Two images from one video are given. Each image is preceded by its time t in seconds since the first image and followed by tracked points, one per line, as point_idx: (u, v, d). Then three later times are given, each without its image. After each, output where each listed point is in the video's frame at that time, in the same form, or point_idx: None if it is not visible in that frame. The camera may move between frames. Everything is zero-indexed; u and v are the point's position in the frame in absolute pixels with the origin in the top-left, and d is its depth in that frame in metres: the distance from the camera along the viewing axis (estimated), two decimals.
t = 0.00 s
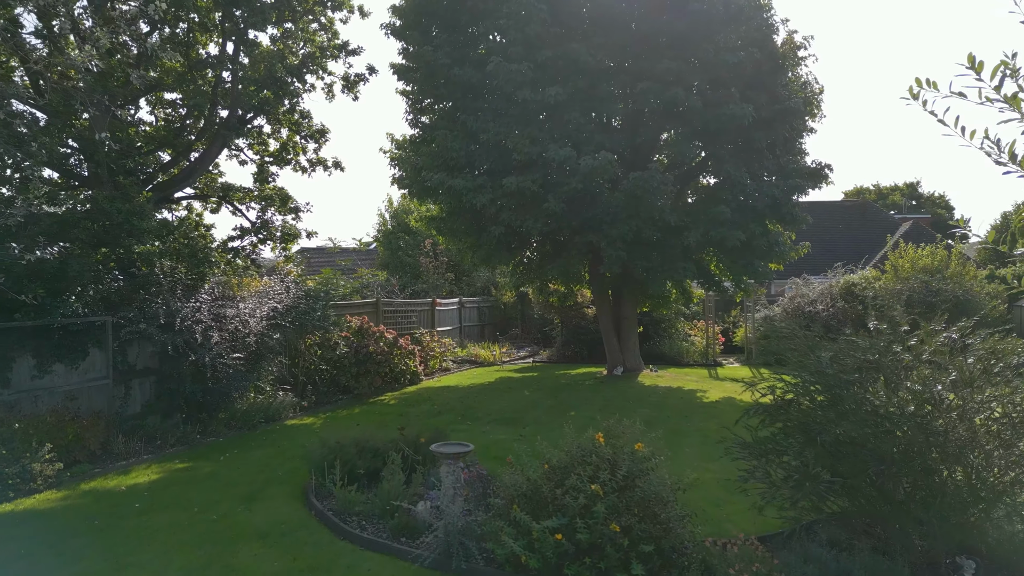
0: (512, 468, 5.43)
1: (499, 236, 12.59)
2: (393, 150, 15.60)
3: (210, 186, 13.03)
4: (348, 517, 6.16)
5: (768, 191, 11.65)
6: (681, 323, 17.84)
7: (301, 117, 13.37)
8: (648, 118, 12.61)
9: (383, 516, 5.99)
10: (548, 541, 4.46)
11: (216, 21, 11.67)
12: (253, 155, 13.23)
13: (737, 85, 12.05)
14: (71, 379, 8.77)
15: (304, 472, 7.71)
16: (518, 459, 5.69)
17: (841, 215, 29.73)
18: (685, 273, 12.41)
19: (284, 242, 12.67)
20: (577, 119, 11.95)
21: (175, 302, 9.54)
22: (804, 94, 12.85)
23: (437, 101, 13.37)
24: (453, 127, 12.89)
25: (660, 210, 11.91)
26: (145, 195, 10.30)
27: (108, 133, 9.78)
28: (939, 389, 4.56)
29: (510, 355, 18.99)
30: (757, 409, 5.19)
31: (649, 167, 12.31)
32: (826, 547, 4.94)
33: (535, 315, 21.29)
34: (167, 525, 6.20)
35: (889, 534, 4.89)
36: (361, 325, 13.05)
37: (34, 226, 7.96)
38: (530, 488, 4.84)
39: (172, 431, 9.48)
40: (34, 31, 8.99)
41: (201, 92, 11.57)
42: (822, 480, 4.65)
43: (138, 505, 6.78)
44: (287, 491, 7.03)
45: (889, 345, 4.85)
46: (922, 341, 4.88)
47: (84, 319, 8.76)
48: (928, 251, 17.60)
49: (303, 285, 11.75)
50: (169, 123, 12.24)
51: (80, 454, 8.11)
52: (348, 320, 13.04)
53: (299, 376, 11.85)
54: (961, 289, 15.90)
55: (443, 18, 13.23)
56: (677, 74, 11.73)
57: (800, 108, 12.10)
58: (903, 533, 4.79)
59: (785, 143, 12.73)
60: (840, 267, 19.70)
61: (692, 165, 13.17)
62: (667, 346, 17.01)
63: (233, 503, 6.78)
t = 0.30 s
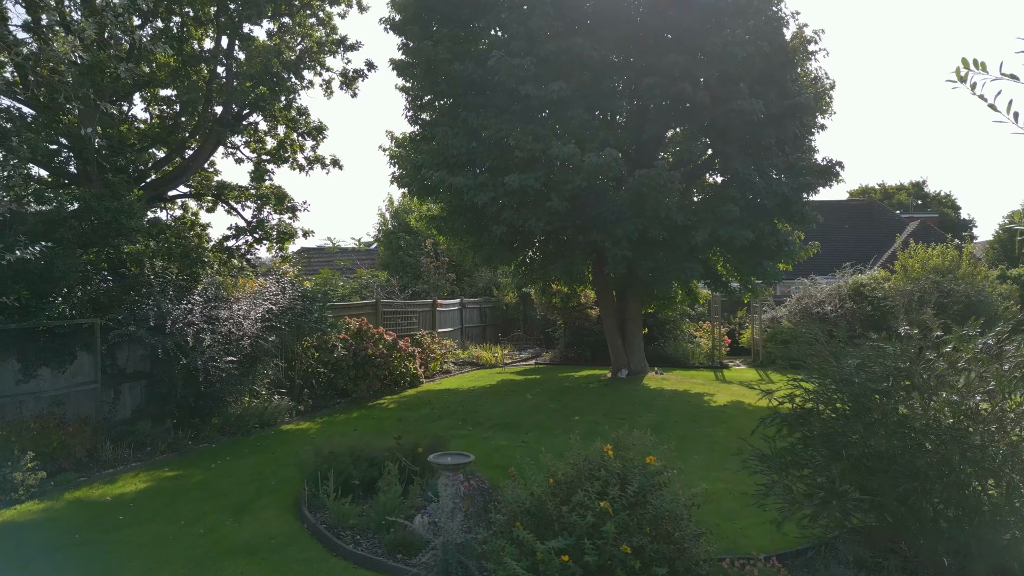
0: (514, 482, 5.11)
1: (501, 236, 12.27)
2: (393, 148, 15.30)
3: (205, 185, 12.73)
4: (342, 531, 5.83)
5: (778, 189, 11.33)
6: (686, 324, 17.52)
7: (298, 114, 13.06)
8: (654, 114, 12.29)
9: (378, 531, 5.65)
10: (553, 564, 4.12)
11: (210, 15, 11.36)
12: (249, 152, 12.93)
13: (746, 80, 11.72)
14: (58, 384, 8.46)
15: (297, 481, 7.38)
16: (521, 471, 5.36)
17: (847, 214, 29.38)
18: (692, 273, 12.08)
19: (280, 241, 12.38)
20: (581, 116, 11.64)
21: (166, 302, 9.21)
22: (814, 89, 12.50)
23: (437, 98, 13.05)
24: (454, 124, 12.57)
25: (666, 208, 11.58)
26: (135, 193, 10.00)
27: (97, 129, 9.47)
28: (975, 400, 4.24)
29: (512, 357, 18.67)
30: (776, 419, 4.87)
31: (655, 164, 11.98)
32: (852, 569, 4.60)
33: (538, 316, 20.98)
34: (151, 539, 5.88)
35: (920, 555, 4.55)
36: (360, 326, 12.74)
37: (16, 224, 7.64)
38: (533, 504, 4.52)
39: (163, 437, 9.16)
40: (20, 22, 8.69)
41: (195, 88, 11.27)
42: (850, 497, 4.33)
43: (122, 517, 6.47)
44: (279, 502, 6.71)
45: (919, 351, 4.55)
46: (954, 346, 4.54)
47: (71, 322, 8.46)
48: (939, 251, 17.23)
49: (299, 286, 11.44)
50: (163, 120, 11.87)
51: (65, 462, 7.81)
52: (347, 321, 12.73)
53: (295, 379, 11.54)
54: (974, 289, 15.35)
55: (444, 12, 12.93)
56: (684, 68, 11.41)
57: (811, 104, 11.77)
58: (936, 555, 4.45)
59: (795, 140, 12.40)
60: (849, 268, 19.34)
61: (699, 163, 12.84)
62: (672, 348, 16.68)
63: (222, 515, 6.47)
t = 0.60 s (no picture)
0: (515, 497, 4.80)
1: (502, 235, 11.95)
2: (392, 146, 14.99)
3: (199, 183, 12.44)
4: (333, 547, 5.51)
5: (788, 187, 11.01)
6: (691, 325, 17.20)
7: (295, 111, 12.76)
8: (659, 111, 11.97)
9: (371, 547, 5.34)
10: None
11: (204, 7, 11.04)
12: (245, 149, 12.63)
13: (755, 74, 11.38)
14: (43, 388, 8.17)
15: (289, 490, 7.07)
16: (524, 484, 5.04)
17: (853, 214, 29.01)
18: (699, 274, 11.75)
19: (276, 241, 12.09)
20: (585, 111, 11.31)
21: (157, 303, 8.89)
22: (825, 84, 12.17)
23: (437, 94, 12.73)
24: (454, 120, 12.25)
25: (672, 207, 11.26)
26: (126, 191, 9.68)
27: (85, 123, 9.16)
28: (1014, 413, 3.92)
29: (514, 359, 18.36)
30: (795, 430, 4.55)
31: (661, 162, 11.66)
32: None
33: (540, 317, 20.67)
34: (132, 555, 5.57)
35: None
36: (358, 328, 12.44)
37: None
38: (536, 521, 4.14)
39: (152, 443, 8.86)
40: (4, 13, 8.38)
41: (189, 84, 10.97)
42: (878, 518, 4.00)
43: (104, 530, 6.16)
44: (268, 514, 6.40)
45: (949, 359, 4.25)
46: (989, 353, 4.22)
47: (57, 323, 8.14)
48: (949, 251, 16.65)
49: (295, 287, 11.15)
50: (156, 116, 11.56)
51: (48, 469, 7.50)
52: (345, 323, 12.43)
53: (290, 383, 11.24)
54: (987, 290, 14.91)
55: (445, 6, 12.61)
56: (691, 62, 11.08)
57: (821, 99, 11.45)
58: None
59: (804, 136, 12.07)
60: (858, 268, 18.97)
61: (705, 160, 12.51)
62: (677, 349, 16.36)
63: (209, 528, 6.15)
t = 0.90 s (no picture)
0: (518, 515, 4.46)
1: (504, 234, 11.61)
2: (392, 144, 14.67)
3: (193, 181, 12.12)
4: (324, 565, 5.18)
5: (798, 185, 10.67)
6: (697, 327, 16.88)
7: (292, 107, 12.45)
8: (666, 106, 11.63)
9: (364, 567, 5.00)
10: None
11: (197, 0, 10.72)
12: (240, 147, 12.32)
13: (765, 68, 11.05)
14: (26, 394, 7.84)
15: (280, 502, 6.74)
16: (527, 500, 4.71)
17: (858, 214, 28.62)
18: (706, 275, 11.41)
19: (271, 241, 11.78)
20: (590, 107, 10.97)
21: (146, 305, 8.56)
22: (836, 79, 11.83)
23: (437, 90, 12.41)
24: (454, 117, 11.92)
25: (680, 206, 10.93)
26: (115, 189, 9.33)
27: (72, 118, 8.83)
28: None
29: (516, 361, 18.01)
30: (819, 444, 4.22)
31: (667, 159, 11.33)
32: None
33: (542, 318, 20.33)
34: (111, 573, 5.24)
35: None
36: (355, 330, 12.11)
37: None
38: (540, 542, 3.80)
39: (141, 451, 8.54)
40: None
41: (181, 78, 10.65)
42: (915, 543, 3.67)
43: (83, 545, 5.83)
44: (257, 528, 6.07)
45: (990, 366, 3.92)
46: None
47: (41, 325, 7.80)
48: (961, 251, 16.19)
49: (290, 288, 10.83)
50: (149, 112, 11.22)
51: (31, 479, 7.18)
52: (342, 324, 12.11)
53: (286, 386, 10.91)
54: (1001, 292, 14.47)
55: None
56: (699, 55, 10.75)
57: (833, 94, 11.11)
58: None
59: (815, 133, 11.74)
60: (867, 268, 18.60)
61: (712, 158, 12.18)
62: (683, 351, 16.02)
63: (194, 543, 5.82)
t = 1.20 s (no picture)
0: (519, 535, 4.14)
1: (506, 234, 11.29)
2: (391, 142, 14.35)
3: (187, 180, 11.81)
4: None
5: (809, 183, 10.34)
6: (703, 328, 16.55)
7: (288, 103, 12.14)
8: (672, 102, 11.30)
9: None
10: None
11: None
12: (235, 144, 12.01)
13: (775, 62, 10.71)
14: (9, 400, 7.50)
15: (270, 514, 6.42)
16: (529, 517, 4.39)
17: (864, 213, 28.26)
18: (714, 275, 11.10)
19: (267, 241, 11.48)
20: (594, 103, 10.66)
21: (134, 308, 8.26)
22: (847, 73, 11.49)
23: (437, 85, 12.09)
24: (454, 113, 11.60)
25: (686, 204, 10.61)
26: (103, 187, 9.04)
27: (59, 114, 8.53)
28: None
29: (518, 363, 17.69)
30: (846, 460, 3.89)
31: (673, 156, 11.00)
32: None
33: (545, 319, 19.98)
34: None
35: None
36: (353, 332, 11.79)
37: None
38: (543, 568, 3.49)
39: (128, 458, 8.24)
40: None
41: (174, 73, 10.35)
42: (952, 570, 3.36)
43: (59, 562, 5.51)
44: (244, 544, 5.76)
45: None
46: None
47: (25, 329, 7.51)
48: (972, 251, 15.80)
49: (286, 289, 10.51)
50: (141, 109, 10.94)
51: (11, 489, 6.88)
52: (340, 326, 11.79)
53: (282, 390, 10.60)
54: (1016, 292, 14.36)
55: None
56: (707, 50, 10.41)
57: (846, 89, 10.77)
58: None
59: (826, 129, 11.41)
60: (876, 269, 18.25)
61: (720, 156, 11.84)
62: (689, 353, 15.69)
63: (177, 560, 5.51)
